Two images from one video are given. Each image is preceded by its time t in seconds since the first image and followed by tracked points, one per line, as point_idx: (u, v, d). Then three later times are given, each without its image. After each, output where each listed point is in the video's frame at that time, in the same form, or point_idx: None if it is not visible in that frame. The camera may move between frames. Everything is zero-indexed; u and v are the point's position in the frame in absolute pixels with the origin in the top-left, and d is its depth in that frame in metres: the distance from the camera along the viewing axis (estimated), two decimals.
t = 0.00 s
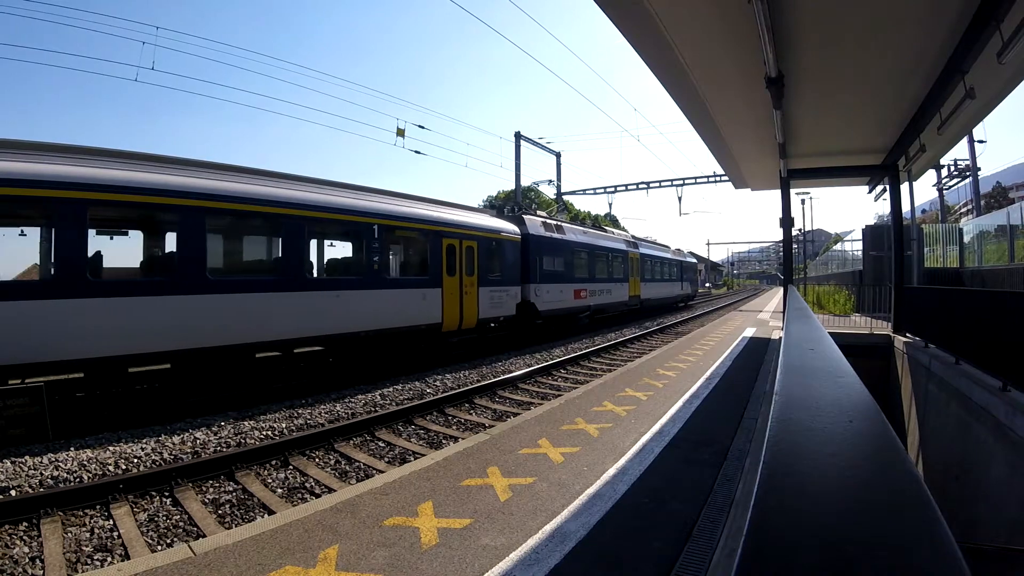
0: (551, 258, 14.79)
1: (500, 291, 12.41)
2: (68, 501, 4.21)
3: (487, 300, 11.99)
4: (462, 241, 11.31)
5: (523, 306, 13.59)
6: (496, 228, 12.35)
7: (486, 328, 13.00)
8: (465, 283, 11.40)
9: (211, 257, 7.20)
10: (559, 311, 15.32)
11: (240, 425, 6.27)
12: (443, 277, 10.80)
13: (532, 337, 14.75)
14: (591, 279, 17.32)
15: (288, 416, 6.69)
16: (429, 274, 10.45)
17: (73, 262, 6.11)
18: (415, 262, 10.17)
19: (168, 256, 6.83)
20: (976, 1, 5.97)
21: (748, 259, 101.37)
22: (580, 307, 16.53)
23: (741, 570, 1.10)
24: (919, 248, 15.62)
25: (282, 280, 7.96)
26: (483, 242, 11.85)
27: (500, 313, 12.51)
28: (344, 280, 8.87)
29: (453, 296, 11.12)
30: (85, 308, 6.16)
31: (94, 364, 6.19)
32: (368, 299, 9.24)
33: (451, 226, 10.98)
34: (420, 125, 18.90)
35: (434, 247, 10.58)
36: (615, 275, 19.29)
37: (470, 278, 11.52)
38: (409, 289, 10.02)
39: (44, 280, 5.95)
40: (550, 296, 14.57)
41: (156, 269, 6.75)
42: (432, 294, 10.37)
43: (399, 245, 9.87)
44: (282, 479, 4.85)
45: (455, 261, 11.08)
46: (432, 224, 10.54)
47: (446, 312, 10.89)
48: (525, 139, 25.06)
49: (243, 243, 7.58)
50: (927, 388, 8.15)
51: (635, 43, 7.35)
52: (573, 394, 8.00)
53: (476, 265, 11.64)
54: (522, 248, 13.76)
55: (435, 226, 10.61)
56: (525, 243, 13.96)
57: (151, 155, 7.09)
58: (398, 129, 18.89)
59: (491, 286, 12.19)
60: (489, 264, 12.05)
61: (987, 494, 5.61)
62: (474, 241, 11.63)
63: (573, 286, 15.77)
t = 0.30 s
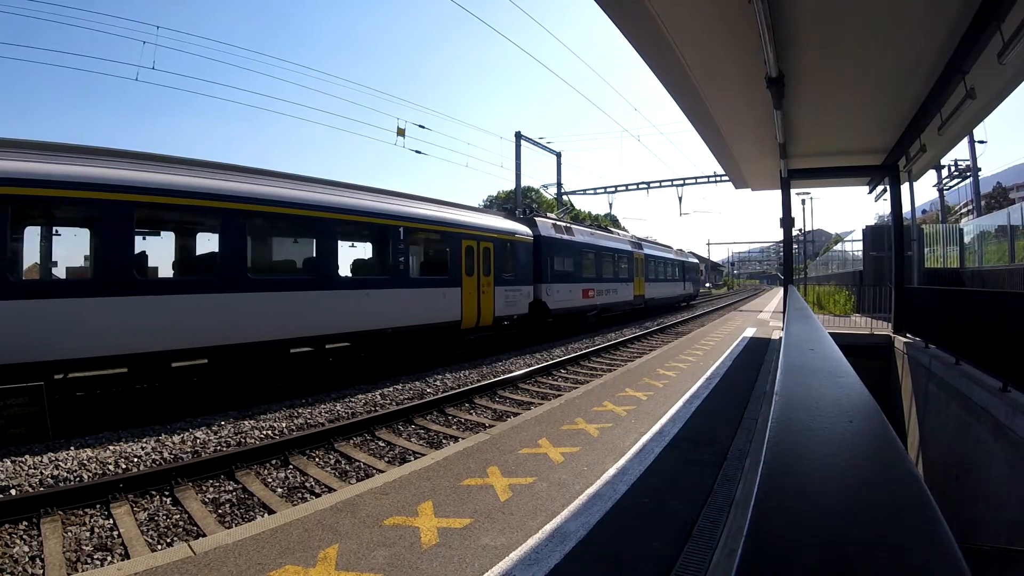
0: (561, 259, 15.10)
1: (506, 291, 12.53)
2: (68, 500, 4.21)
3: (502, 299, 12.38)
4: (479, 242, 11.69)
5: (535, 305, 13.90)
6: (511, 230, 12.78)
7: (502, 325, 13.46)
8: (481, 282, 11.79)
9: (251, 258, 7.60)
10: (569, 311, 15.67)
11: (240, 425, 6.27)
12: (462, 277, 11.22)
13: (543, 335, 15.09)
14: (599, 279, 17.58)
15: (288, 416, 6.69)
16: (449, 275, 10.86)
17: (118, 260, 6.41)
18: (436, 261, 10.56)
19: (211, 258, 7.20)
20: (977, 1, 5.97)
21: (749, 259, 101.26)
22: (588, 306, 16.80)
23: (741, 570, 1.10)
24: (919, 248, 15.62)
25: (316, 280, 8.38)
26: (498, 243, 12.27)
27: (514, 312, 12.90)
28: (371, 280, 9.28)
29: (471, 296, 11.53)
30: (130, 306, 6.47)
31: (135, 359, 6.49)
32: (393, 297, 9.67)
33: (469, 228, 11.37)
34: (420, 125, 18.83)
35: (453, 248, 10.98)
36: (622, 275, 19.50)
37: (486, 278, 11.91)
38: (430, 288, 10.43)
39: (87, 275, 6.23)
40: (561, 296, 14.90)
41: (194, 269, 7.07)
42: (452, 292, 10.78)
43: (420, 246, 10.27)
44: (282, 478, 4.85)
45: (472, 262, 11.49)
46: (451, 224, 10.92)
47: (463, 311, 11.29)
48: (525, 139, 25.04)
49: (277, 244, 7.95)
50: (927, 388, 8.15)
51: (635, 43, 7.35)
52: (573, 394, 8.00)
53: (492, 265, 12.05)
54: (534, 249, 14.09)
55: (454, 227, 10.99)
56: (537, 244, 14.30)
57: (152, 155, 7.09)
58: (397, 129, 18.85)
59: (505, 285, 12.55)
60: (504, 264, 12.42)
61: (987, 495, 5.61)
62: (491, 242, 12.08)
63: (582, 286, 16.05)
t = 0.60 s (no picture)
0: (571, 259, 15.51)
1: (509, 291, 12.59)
2: (68, 500, 4.21)
3: (517, 299, 12.85)
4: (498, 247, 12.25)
5: (546, 304, 14.30)
6: (525, 232, 13.31)
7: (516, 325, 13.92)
8: (497, 282, 12.27)
9: (290, 259, 8.06)
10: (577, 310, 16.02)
11: (240, 425, 6.26)
12: (481, 277, 11.73)
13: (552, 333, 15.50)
14: (606, 279, 17.93)
15: (288, 416, 6.68)
16: (469, 275, 11.38)
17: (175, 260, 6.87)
18: (458, 263, 11.11)
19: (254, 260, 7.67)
20: (977, 1, 5.97)
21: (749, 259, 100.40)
22: (596, 306, 17.14)
23: (742, 570, 1.10)
24: (919, 248, 15.64)
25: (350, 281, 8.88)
26: (513, 245, 12.79)
27: (527, 311, 13.37)
28: (400, 280, 9.81)
29: (488, 295, 12.02)
30: (183, 303, 6.91)
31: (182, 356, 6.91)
32: (420, 297, 10.20)
33: (489, 231, 11.93)
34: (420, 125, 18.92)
35: (473, 250, 11.51)
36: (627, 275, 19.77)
37: (502, 278, 12.41)
38: (451, 288, 10.96)
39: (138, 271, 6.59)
40: (571, 295, 15.28)
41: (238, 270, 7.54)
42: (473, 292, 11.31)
43: (444, 248, 10.79)
44: (282, 478, 4.84)
45: (493, 263, 12.02)
46: (473, 228, 11.47)
47: (481, 309, 11.77)
48: (525, 139, 25.02)
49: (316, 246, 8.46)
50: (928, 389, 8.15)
51: (635, 43, 7.35)
52: (574, 394, 8.00)
53: (507, 265, 12.55)
54: (546, 250, 14.52)
55: (475, 230, 11.54)
56: (548, 245, 14.76)
57: (152, 155, 7.10)
58: (397, 129, 18.82)
59: (519, 285, 13.03)
60: (519, 266, 12.93)
61: (987, 495, 5.61)
62: (507, 245, 12.62)
63: (591, 285, 16.39)
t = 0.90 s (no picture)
0: (582, 259, 16.00)
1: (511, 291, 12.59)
2: (68, 499, 4.21)
3: (532, 297, 13.34)
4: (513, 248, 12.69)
5: (558, 303, 14.75)
6: (539, 234, 13.81)
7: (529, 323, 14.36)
8: (514, 280, 12.74)
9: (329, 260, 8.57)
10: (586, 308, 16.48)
11: (240, 424, 6.26)
12: (500, 277, 12.25)
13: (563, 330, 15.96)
14: (615, 279, 18.37)
15: (288, 416, 6.68)
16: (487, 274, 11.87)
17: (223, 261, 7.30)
18: (477, 263, 11.58)
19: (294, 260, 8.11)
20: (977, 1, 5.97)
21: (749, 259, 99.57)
22: (604, 304, 17.58)
23: (742, 571, 1.10)
24: (919, 248, 15.64)
25: (380, 279, 9.37)
26: (529, 247, 13.30)
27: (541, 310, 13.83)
28: (425, 279, 10.29)
29: (505, 294, 12.51)
30: (228, 301, 7.33)
31: (226, 350, 7.36)
32: (442, 295, 10.68)
33: (505, 233, 12.41)
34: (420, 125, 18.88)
35: (490, 251, 11.99)
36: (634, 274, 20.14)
37: (518, 277, 12.87)
38: (472, 287, 11.45)
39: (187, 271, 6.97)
40: (581, 294, 15.75)
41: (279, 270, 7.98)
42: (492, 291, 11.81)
43: (464, 249, 11.26)
44: (282, 478, 4.85)
45: (510, 263, 12.52)
46: (490, 230, 11.93)
47: (500, 307, 12.24)
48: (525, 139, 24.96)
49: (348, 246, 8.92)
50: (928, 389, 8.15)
51: (636, 43, 7.36)
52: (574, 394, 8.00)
53: (523, 265, 13.02)
54: (557, 250, 15.02)
55: (493, 232, 12.01)
56: (559, 246, 15.22)
57: (154, 154, 7.11)
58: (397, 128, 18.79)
59: (534, 284, 13.49)
60: (534, 266, 13.39)
61: (987, 495, 5.61)
62: (524, 246, 13.14)
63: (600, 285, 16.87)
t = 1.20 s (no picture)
0: (591, 260, 16.63)
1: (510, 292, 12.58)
2: (68, 499, 4.21)
3: (545, 297, 14.02)
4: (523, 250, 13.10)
5: (569, 302, 15.42)
6: (551, 236, 14.46)
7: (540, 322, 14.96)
8: (530, 280, 13.42)
9: (368, 263, 9.20)
10: (594, 307, 17.05)
11: (240, 424, 6.26)
12: (517, 277, 12.88)
13: (570, 329, 16.64)
14: (621, 279, 18.98)
15: (288, 416, 6.68)
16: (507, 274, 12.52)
17: (269, 262, 7.76)
18: (495, 263, 12.16)
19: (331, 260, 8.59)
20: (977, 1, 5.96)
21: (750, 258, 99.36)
22: (611, 304, 18.18)
23: (743, 571, 1.10)
24: (919, 248, 15.64)
25: (411, 279, 9.94)
26: (542, 249, 13.92)
27: (552, 308, 14.55)
28: (450, 279, 10.89)
29: (521, 294, 13.17)
30: (272, 299, 7.81)
31: (271, 347, 7.87)
32: (465, 295, 11.26)
33: (521, 235, 13.03)
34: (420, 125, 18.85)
35: (508, 253, 12.58)
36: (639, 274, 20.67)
37: (533, 278, 13.55)
38: (492, 287, 12.04)
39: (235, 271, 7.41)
40: (591, 293, 16.36)
41: (318, 270, 8.44)
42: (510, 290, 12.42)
43: (484, 250, 11.84)
44: (282, 478, 4.84)
45: (527, 264, 13.18)
46: (507, 233, 12.54)
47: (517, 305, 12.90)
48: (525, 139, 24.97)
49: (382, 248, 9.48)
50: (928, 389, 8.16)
51: (636, 42, 7.34)
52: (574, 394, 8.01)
53: (538, 267, 13.69)
54: (568, 252, 15.64)
55: (510, 235, 12.61)
56: (571, 248, 15.84)
57: (155, 154, 7.13)
58: (398, 128, 18.78)
59: (547, 284, 14.18)
60: (547, 267, 14.05)
61: (987, 495, 5.61)
62: (537, 248, 13.74)
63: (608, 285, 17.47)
